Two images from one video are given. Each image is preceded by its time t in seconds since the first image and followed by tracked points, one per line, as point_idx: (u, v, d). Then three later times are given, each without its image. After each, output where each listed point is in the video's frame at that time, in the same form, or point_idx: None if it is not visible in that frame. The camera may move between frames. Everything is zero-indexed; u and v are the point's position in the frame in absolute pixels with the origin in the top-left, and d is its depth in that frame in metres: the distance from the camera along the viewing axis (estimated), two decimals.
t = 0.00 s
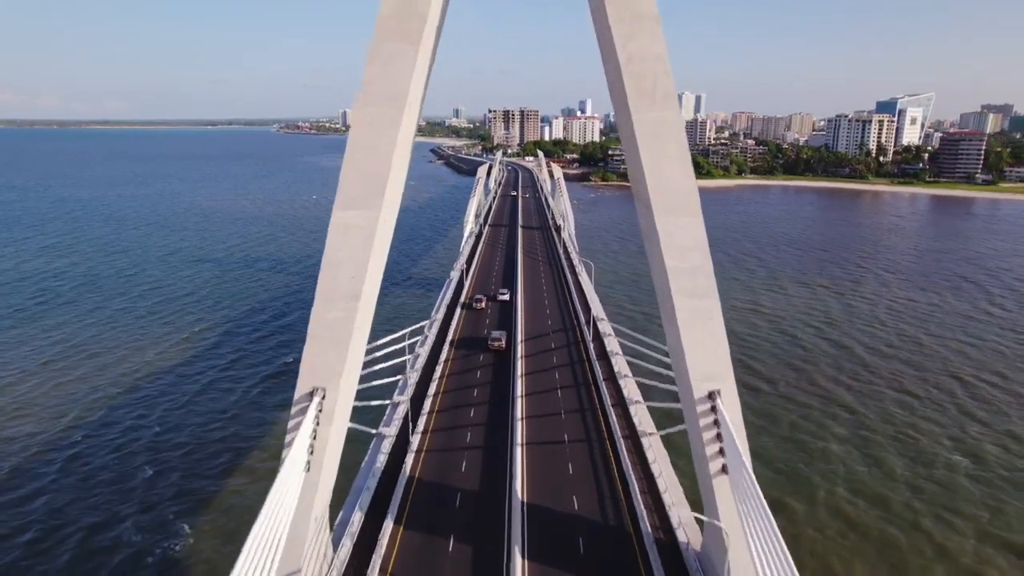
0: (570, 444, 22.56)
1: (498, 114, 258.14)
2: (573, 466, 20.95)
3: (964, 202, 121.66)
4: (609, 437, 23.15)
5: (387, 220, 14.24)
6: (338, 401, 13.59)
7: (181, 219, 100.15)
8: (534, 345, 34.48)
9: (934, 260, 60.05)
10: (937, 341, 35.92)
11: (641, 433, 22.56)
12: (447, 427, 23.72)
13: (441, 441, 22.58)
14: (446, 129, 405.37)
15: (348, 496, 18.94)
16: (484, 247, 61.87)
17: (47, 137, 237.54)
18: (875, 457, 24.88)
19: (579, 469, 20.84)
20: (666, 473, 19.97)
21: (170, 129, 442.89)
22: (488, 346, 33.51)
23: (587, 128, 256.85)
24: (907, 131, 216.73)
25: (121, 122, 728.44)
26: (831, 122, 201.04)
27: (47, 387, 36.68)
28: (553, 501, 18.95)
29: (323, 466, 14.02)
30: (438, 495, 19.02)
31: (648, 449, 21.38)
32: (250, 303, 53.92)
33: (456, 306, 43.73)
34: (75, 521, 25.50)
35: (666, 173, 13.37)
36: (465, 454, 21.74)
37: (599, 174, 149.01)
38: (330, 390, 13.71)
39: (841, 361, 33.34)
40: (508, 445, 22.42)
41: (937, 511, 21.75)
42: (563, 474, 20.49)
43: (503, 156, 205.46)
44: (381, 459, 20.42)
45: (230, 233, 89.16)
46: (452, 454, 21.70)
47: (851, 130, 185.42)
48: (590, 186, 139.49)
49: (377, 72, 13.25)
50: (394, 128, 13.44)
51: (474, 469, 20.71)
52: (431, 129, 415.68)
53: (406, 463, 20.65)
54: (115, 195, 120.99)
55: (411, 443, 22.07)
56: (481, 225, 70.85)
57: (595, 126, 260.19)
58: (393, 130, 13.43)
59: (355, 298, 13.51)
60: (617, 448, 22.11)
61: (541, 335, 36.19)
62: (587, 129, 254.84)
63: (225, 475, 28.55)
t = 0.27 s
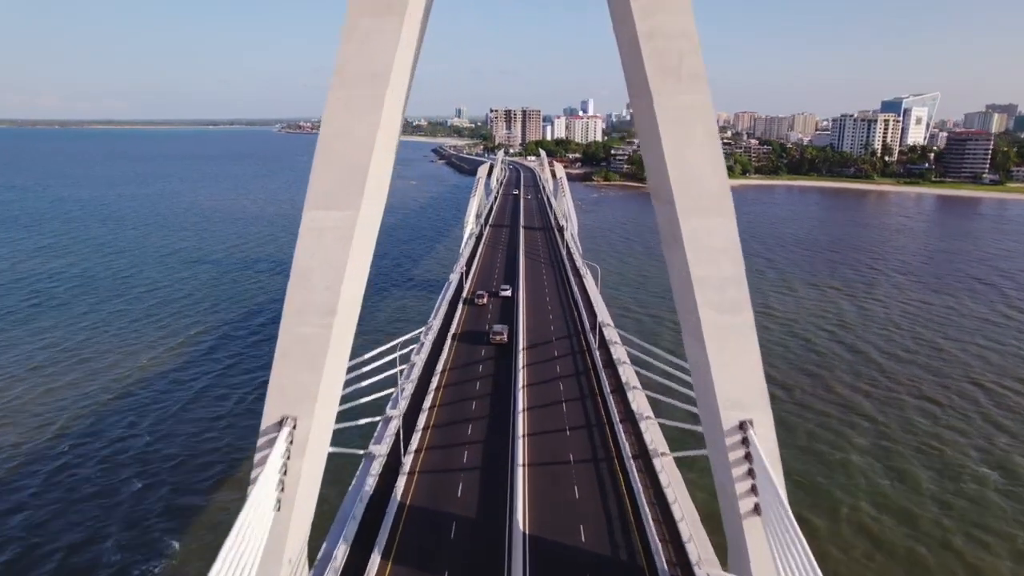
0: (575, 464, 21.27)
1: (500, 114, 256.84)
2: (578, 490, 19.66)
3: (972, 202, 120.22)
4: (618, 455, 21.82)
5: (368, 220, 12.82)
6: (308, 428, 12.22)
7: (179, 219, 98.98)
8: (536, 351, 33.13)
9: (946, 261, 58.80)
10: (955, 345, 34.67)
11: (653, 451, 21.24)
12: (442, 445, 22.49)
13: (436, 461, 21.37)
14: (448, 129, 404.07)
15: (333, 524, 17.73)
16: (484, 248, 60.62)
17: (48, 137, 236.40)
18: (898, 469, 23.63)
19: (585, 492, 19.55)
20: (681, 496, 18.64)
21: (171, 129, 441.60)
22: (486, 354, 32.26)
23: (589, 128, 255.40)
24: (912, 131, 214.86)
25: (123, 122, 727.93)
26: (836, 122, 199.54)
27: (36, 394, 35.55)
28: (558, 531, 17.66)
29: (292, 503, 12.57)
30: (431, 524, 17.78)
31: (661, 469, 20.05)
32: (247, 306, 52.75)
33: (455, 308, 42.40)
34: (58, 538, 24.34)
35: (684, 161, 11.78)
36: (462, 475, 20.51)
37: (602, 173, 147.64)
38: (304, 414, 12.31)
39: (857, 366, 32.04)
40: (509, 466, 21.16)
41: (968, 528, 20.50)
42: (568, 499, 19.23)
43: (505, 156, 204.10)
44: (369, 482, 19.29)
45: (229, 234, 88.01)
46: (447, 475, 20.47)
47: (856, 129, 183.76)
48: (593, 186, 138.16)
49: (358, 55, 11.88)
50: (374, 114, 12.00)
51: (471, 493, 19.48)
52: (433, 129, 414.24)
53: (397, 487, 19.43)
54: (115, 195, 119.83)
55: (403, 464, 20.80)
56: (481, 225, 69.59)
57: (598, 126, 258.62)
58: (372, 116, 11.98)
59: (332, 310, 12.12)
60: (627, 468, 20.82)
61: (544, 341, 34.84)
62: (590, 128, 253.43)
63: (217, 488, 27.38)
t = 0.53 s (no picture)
0: (582, 485, 20.17)
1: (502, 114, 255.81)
2: (585, 515, 18.56)
3: (979, 202, 118.95)
4: (628, 475, 20.71)
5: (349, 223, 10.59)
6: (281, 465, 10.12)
7: (179, 219, 98.18)
8: (540, 359, 31.91)
9: (958, 262, 57.66)
10: (973, 350, 33.57)
11: (665, 471, 20.04)
12: (437, 464, 21.43)
13: (430, 481, 20.32)
14: (450, 129, 403.60)
15: (318, 553, 16.69)
16: (485, 249, 59.52)
17: (48, 137, 235.45)
18: (923, 482, 22.53)
19: (593, 518, 18.45)
20: (698, 522, 17.44)
21: (174, 129, 441.65)
22: (487, 363, 31.15)
23: (592, 128, 254.39)
24: (917, 131, 213.46)
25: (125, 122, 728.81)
26: (840, 121, 198.17)
27: (26, 399, 34.62)
28: (565, 562, 16.55)
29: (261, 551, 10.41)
30: (424, 555, 16.74)
31: (676, 492, 18.86)
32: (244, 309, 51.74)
33: (454, 312, 41.27)
34: (43, 556, 23.28)
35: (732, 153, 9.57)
36: (459, 498, 19.46)
37: (605, 173, 146.58)
38: (273, 448, 10.22)
39: (874, 372, 30.93)
40: (511, 488, 20.09)
41: (1000, 546, 19.42)
42: (574, 525, 18.13)
43: (507, 155, 203.15)
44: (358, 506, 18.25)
45: (229, 234, 87.09)
46: (443, 498, 19.42)
47: (861, 129, 182.52)
48: (596, 186, 137.02)
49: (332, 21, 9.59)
50: (353, 95, 9.75)
51: (468, 518, 18.42)
52: (435, 129, 413.84)
53: (388, 511, 18.39)
54: (115, 195, 118.87)
55: (396, 485, 19.70)
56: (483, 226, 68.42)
57: (601, 126, 257.56)
58: (351, 97, 9.72)
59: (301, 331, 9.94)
60: (637, 490, 19.70)
61: (547, 348, 33.66)
62: (592, 128, 252.45)
63: (210, 501, 26.32)
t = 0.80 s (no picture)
0: (591, 517, 18.88)
1: (505, 114, 254.66)
2: (595, 552, 17.26)
3: (988, 203, 117.50)
4: (641, 505, 19.45)
5: (313, 221, 8.02)
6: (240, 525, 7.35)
7: (179, 220, 97.36)
8: (544, 371, 30.61)
9: (973, 264, 56.27)
10: (997, 356, 32.24)
11: (684, 502, 18.78)
12: (431, 491, 20.17)
13: (423, 512, 19.07)
14: (453, 128, 402.90)
15: None
16: (486, 252, 58.26)
17: (50, 138, 234.77)
18: (956, 500, 21.22)
19: (602, 555, 17.17)
20: (720, 563, 16.16)
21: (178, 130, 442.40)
22: (486, 375, 29.84)
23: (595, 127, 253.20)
24: (924, 130, 211.76)
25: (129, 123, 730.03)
26: (846, 121, 196.59)
27: (14, 407, 33.54)
28: None
29: None
30: None
31: (695, 528, 17.61)
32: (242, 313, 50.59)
33: (454, 319, 40.08)
34: None
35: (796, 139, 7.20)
36: (456, 532, 18.18)
37: (608, 173, 145.46)
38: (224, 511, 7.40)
39: (895, 379, 29.62)
40: (513, 520, 18.81)
41: None
42: (583, 564, 16.78)
43: (510, 155, 202.12)
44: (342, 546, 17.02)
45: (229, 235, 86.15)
46: (438, 532, 18.16)
47: (867, 129, 180.96)
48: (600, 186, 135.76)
49: None
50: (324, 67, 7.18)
51: (464, 557, 17.14)
52: (438, 129, 413.28)
53: (375, 549, 17.14)
54: (115, 195, 117.83)
55: (385, 518, 18.43)
56: (485, 228, 67.21)
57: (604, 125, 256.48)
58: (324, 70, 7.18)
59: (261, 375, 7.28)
60: (653, 522, 18.49)
61: (552, 358, 32.39)
62: (595, 127, 251.34)
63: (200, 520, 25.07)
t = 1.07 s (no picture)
0: (602, 554, 17.60)
1: (508, 113, 253.81)
2: None
3: (997, 204, 116.18)
4: (656, 540, 18.17)
5: (267, 230, 6.58)
6: None
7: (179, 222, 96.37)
8: (549, 385, 29.39)
9: (988, 266, 55.01)
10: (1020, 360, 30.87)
11: (704, 539, 17.47)
12: (426, 523, 18.88)
13: (416, 547, 17.79)
14: (456, 128, 401.86)
15: None
16: (488, 254, 56.99)
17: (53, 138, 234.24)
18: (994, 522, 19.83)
19: None
20: None
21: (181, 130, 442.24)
22: (486, 390, 28.55)
23: (598, 128, 252.60)
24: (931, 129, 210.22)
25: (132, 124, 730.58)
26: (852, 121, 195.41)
27: (1, 416, 32.34)
28: None
29: None
30: None
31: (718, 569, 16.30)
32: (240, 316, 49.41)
33: (454, 324, 38.84)
34: None
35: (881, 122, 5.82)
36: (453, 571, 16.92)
37: (613, 173, 144.20)
38: None
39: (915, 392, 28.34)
40: (516, 556, 17.54)
41: None
42: None
43: (513, 155, 200.93)
44: None
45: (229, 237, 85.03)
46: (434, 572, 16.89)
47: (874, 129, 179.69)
48: (604, 185, 134.57)
49: None
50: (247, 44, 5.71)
51: None
52: (441, 129, 412.38)
53: None
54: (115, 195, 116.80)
55: (374, 555, 17.17)
56: (487, 229, 65.93)
57: (608, 125, 255.18)
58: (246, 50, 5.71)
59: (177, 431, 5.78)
60: (669, 560, 17.23)
61: (557, 370, 31.18)
62: (599, 127, 250.05)
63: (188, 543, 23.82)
